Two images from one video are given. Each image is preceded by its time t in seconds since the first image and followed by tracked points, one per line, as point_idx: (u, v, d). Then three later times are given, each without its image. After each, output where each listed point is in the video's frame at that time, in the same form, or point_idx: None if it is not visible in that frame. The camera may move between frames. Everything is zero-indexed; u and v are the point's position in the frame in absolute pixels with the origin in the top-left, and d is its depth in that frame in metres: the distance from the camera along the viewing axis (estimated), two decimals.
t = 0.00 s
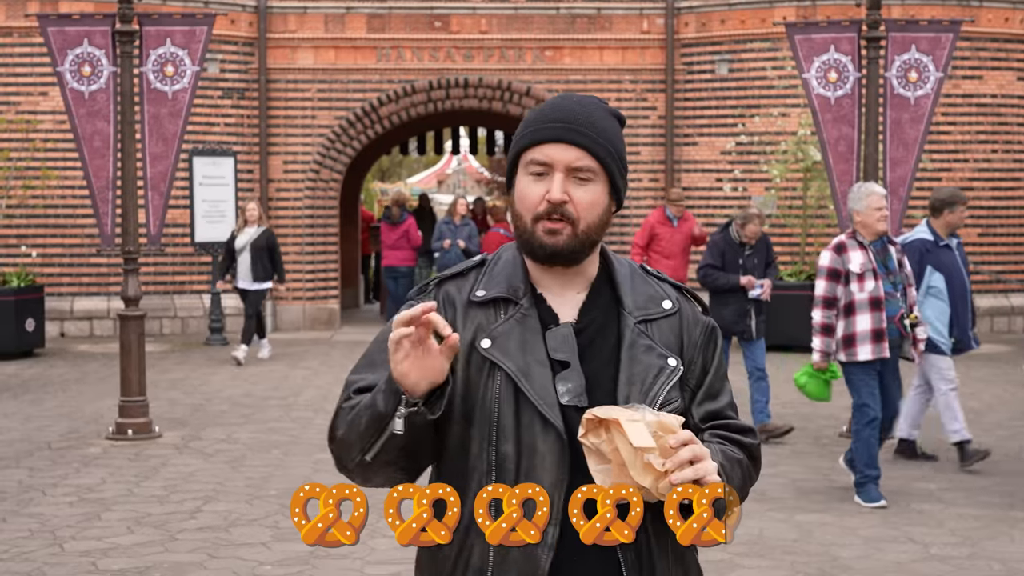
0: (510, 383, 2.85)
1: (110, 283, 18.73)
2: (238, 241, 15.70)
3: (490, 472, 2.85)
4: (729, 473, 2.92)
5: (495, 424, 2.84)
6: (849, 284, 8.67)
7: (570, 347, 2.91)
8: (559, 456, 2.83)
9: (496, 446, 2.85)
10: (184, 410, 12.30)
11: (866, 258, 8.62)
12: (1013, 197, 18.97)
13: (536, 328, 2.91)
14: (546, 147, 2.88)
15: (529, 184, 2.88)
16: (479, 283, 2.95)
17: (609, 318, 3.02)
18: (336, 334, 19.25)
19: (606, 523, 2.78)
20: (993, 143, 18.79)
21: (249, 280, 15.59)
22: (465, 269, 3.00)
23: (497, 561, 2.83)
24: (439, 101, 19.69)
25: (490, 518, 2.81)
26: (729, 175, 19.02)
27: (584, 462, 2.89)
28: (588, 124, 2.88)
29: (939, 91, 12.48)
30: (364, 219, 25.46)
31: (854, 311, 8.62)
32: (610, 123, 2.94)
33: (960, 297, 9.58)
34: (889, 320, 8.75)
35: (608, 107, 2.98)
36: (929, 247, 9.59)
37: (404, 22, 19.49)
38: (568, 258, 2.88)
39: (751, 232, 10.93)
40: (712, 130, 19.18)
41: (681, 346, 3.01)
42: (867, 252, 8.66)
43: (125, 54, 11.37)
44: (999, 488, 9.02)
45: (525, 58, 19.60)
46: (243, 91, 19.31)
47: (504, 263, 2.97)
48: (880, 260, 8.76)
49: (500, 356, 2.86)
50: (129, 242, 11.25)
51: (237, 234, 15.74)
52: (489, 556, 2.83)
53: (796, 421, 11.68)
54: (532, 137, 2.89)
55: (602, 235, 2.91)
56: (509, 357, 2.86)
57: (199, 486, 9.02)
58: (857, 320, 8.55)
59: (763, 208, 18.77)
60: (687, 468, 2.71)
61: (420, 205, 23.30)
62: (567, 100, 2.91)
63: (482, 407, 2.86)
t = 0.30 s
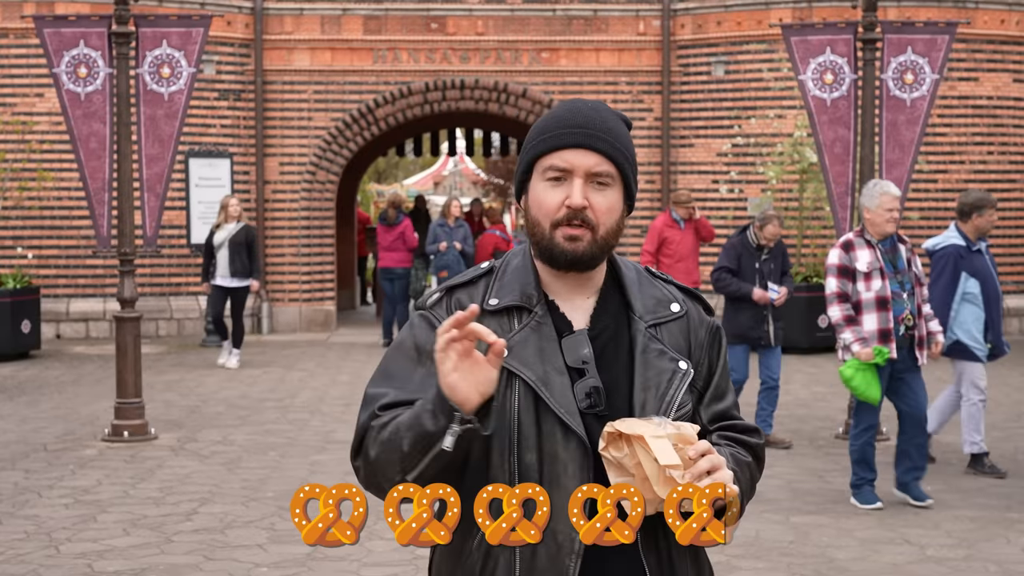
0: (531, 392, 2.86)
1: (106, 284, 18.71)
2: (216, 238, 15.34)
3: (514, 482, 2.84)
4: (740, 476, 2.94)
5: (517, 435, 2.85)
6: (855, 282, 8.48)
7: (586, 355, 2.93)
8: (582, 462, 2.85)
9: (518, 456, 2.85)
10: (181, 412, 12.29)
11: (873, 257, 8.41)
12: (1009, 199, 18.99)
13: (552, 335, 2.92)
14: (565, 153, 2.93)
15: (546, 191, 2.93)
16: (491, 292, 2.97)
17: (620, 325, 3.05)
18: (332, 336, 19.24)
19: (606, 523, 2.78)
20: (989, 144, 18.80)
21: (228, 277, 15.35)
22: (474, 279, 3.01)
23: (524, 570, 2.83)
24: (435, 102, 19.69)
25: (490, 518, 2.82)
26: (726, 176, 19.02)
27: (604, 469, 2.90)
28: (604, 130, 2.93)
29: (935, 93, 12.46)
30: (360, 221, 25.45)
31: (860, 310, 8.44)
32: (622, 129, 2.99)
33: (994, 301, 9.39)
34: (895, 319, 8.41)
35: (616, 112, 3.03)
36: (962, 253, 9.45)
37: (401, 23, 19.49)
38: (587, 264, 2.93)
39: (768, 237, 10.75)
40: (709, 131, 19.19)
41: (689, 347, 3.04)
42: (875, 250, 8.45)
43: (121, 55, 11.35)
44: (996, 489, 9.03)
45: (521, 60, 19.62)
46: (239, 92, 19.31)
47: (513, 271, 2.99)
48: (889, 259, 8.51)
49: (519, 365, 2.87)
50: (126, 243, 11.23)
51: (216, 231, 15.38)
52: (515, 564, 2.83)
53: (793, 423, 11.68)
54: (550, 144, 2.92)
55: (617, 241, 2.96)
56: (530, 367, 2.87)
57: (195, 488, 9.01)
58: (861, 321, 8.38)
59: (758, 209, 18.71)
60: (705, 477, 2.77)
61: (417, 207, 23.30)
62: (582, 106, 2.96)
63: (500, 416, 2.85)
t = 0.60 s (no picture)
0: (535, 397, 2.87)
1: (100, 292, 18.69)
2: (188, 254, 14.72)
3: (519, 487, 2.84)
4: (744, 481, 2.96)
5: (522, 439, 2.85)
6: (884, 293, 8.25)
7: (589, 360, 2.93)
8: (588, 466, 2.86)
9: (523, 461, 2.85)
10: (175, 419, 12.28)
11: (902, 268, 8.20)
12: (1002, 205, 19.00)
13: (555, 340, 2.93)
14: (568, 158, 2.93)
15: (549, 196, 2.93)
16: (493, 299, 2.98)
17: (622, 332, 3.05)
18: (327, 343, 19.23)
19: (606, 523, 2.78)
20: (983, 150, 18.82)
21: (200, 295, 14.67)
22: (476, 286, 3.02)
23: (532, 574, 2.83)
24: (430, 109, 19.69)
25: (489, 518, 2.82)
26: (720, 183, 19.04)
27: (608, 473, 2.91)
28: (606, 136, 2.94)
29: (928, 99, 12.46)
30: (354, 228, 25.44)
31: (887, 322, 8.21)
32: (622, 135, 3.00)
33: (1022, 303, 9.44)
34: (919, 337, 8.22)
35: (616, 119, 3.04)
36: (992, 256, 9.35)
37: (395, 30, 19.49)
38: (590, 268, 2.93)
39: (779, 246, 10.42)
40: (703, 138, 19.23)
41: (690, 353, 3.05)
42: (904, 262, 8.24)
43: (116, 63, 11.34)
44: (990, 496, 9.03)
45: (516, 67, 19.63)
46: (233, 100, 19.32)
47: (515, 278, 3.00)
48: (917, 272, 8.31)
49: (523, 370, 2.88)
50: (121, 250, 11.22)
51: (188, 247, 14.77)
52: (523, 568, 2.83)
53: (788, 429, 11.69)
54: (553, 150, 2.93)
55: (619, 246, 2.97)
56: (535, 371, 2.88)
57: (190, 496, 9.01)
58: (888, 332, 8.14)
59: (753, 215, 18.82)
60: (710, 477, 2.78)
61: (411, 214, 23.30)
62: (583, 113, 2.97)
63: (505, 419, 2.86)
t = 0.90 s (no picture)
0: (529, 390, 2.88)
1: (97, 290, 18.67)
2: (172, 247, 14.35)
3: (510, 480, 2.85)
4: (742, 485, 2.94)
5: (515, 431, 2.86)
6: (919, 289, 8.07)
7: (584, 355, 2.93)
8: (579, 461, 2.85)
9: (515, 454, 2.86)
10: (173, 418, 12.27)
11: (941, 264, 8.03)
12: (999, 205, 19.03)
13: (550, 335, 2.94)
14: (566, 156, 2.94)
15: (546, 194, 2.93)
16: (489, 296, 3.00)
17: (621, 330, 3.05)
18: (324, 342, 19.23)
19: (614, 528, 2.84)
20: (981, 150, 18.83)
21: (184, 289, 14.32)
22: (474, 285, 3.05)
23: (523, 568, 2.84)
24: (428, 108, 19.69)
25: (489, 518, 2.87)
26: (718, 183, 19.06)
27: (603, 468, 2.91)
28: (602, 133, 2.94)
29: (927, 99, 12.42)
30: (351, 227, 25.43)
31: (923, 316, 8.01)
32: (618, 133, 3.00)
33: None
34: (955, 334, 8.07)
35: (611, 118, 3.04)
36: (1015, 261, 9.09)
37: (392, 29, 19.48)
38: (590, 265, 2.93)
39: (787, 246, 10.14)
40: (701, 138, 19.24)
41: (689, 354, 3.04)
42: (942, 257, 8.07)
43: (113, 61, 11.34)
44: (988, 495, 9.04)
45: (513, 66, 19.62)
46: (231, 98, 19.31)
47: (513, 276, 3.02)
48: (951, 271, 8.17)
49: (516, 364, 2.89)
50: (118, 249, 11.21)
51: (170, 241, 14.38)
52: (515, 563, 2.84)
53: (784, 429, 11.70)
54: (549, 148, 2.94)
55: (618, 244, 2.96)
56: (528, 364, 2.89)
57: (187, 494, 9.00)
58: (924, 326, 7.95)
59: (750, 215, 18.81)
60: (714, 470, 2.75)
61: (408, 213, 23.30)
62: (580, 112, 2.97)
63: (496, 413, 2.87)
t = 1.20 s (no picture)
0: (518, 391, 2.90)
1: (95, 293, 18.67)
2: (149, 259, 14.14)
3: (497, 479, 2.87)
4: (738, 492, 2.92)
5: (503, 431, 2.88)
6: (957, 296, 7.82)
7: (575, 357, 2.95)
8: (565, 461, 2.86)
9: (503, 454, 2.88)
10: (170, 420, 12.27)
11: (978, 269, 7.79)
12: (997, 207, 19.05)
13: (542, 337, 2.96)
14: (575, 159, 2.94)
15: (558, 198, 2.94)
16: (486, 297, 3.01)
17: (618, 332, 3.05)
18: (322, 344, 19.23)
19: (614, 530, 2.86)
20: (978, 153, 18.84)
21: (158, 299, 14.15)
22: (472, 286, 3.06)
23: (507, 568, 2.86)
24: (425, 111, 19.69)
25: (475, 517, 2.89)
26: (716, 185, 19.08)
27: (592, 469, 2.92)
28: (606, 136, 2.97)
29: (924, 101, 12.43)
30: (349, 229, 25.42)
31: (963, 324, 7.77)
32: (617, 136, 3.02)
33: None
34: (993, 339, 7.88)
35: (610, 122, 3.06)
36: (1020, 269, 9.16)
37: (390, 31, 19.49)
38: (604, 266, 2.92)
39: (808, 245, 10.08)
40: (698, 140, 19.25)
41: (690, 359, 3.04)
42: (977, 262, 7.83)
43: (111, 63, 11.34)
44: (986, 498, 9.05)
45: (511, 68, 19.62)
46: (229, 101, 19.32)
47: (511, 279, 3.03)
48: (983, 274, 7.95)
49: (505, 364, 2.91)
50: (115, 251, 11.21)
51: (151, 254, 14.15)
52: (498, 565, 2.86)
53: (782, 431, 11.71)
54: (557, 152, 2.94)
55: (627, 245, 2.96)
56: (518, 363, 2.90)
57: (185, 497, 9.01)
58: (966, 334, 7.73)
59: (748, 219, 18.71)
60: (698, 474, 2.74)
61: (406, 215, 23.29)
62: (582, 116, 2.99)
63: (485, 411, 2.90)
